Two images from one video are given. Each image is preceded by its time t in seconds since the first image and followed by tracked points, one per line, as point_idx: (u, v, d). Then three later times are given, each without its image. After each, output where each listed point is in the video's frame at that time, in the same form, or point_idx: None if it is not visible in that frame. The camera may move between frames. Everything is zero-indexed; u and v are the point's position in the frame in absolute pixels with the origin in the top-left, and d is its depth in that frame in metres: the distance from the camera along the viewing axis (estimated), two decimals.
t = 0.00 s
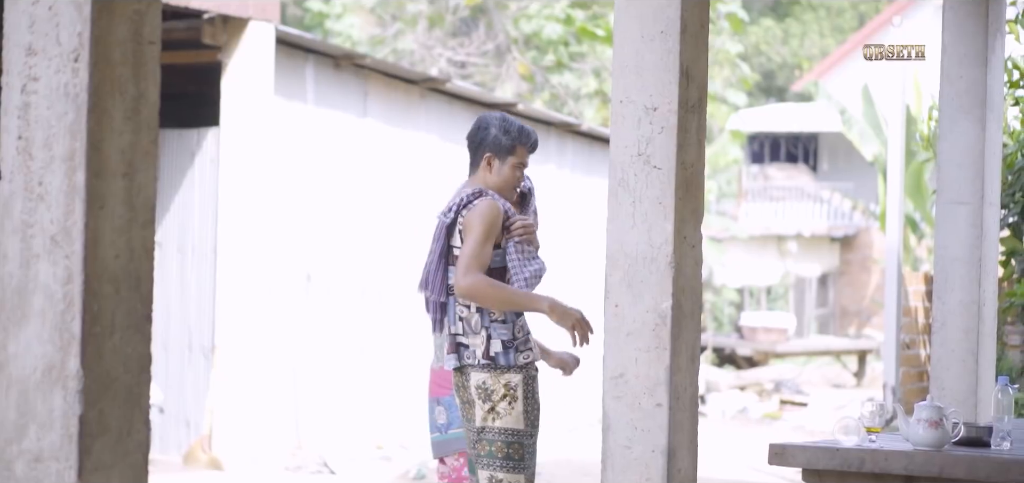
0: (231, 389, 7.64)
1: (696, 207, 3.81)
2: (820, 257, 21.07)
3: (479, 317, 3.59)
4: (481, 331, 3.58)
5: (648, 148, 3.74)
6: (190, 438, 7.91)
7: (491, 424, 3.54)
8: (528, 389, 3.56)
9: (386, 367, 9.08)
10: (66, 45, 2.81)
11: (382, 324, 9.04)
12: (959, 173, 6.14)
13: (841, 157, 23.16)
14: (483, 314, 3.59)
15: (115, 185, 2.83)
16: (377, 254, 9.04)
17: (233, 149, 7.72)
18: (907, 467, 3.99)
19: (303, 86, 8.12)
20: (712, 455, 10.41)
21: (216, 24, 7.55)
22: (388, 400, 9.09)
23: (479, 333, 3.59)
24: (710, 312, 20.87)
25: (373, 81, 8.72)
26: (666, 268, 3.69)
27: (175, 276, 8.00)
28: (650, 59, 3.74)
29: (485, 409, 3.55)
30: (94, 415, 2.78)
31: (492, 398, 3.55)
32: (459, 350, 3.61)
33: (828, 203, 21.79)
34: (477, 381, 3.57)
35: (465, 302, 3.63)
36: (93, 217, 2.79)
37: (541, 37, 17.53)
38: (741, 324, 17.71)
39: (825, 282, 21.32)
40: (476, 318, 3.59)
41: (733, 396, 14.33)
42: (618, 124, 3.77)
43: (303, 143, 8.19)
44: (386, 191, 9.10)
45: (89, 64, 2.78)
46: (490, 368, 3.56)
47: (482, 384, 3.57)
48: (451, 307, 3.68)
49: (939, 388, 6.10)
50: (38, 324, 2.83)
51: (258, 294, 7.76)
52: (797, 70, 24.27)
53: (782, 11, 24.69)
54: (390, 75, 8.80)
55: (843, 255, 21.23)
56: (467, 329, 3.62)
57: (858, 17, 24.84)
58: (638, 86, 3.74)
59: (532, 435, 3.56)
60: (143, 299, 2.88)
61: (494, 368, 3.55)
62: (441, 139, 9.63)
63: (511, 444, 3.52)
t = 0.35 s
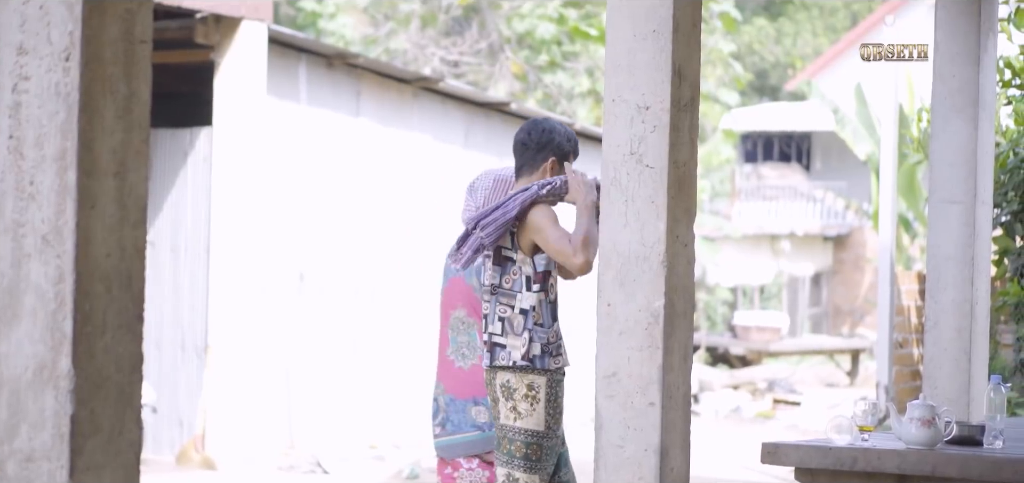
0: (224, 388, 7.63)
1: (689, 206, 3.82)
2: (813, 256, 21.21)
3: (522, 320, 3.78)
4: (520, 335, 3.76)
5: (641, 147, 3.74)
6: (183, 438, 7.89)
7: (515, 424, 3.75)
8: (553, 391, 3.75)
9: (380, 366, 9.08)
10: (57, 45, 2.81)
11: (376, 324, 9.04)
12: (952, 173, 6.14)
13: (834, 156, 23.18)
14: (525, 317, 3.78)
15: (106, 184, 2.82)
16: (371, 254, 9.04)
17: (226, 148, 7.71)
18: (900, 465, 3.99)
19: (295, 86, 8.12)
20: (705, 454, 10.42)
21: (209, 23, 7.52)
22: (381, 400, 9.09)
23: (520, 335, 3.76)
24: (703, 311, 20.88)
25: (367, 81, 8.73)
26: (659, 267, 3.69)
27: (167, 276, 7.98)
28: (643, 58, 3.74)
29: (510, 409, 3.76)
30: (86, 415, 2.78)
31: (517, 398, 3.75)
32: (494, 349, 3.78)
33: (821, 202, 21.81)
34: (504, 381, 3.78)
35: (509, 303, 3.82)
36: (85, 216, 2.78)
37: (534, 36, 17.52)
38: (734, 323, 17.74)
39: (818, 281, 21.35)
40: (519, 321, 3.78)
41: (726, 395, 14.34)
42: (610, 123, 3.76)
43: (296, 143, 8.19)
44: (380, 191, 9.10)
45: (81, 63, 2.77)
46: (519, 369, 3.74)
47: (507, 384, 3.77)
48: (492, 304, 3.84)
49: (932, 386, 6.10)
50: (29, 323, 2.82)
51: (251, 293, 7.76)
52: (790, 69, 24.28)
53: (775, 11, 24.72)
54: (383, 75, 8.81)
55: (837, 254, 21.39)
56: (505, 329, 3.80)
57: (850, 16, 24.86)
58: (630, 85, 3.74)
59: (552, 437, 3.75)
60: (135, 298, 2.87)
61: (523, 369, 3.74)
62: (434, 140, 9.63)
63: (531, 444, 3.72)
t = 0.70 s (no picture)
0: (220, 386, 7.63)
1: (685, 205, 3.82)
2: (809, 254, 21.17)
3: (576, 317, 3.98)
4: (575, 330, 3.97)
5: (637, 145, 3.74)
6: (179, 436, 7.87)
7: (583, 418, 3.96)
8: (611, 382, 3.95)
9: (375, 364, 9.08)
10: (52, 43, 2.80)
11: (371, 322, 9.04)
12: (947, 172, 6.14)
13: (829, 155, 23.21)
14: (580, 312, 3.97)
15: (102, 183, 2.82)
16: (367, 252, 9.03)
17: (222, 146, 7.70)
18: (895, 464, 3.99)
19: (291, 84, 8.13)
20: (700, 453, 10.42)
21: (204, 22, 7.53)
22: (377, 398, 9.09)
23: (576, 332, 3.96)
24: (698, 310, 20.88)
25: (361, 79, 8.73)
26: (654, 266, 3.70)
27: (162, 273, 7.96)
28: (639, 57, 3.75)
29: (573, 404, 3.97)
30: (82, 413, 2.77)
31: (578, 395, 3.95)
32: (549, 344, 3.93)
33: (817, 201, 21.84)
34: (559, 379, 3.99)
35: (561, 298, 3.99)
36: (80, 214, 2.78)
37: (530, 35, 17.51)
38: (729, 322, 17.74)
39: (814, 280, 21.36)
40: (573, 317, 3.98)
41: (722, 395, 14.34)
42: (606, 122, 3.77)
43: (291, 141, 8.19)
44: (376, 189, 9.10)
45: (76, 61, 2.77)
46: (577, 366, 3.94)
47: (563, 382, 3.99)
48: (543, 299, 4.00)
49: (928, 385, 6.10)
50: (24, 321, 2.82)
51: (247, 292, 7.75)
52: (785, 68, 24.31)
53: (770, 10, 24.78)
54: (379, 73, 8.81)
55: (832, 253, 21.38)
56: (558, 325, 3.99)
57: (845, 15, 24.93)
58: (625, 84, 3.75)
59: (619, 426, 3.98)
60: (130, 296, 2.87)
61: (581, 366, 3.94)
62: (430, 139, 9.63)
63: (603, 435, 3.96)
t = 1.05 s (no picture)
0: (217, 385, 7.62)
1: (682, 204, 3.82)
2: (806, 254, 21.18)
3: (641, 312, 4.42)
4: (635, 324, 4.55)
5: (634, 144, 3.74)
6: (176, 436, 7.84)
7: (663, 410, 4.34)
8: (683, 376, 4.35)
9: (372, 364, 9.07)
10: (49, 41, 2.80)
11: (368, 322, 9.03)
12: (945, 171, 6.15)
13: (826, 155, 23.25)
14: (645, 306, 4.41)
15: (99, 181, 2.82)
16: (364, 252, 9.02)
17: (219, 145, 7.69)
18: (893, 463, 3.98)
19: (287, 84, 8.13)
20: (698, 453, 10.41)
21: (201, 22, 7.57)
22: (374, 398, 9.08)
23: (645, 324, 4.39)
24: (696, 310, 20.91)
25: (358, 79, 8.73)
26: (652, 264, 3.69)
27: (159, 273, 7.95)
28: (637, 55, 3.74)
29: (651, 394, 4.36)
30: (79, 411, 2.77)
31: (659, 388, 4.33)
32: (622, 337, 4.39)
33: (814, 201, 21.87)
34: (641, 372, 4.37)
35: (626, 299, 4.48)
36: (78, 212, 2.78)
37: (527, 35, 17.52)
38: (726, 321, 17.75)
39: (811, 279, 21.38)
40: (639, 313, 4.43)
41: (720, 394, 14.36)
42: (603, 121, 3.77)
43: (288, 141, 8.18)
44: (373, 189, 9.09)
45: (73, 59, 2.77)
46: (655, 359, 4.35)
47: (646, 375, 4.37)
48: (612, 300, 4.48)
49: (925, 385, 6.11)
50: (22, 320, 2.81)
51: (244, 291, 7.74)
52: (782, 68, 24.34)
53: (767, 10, 24.83)
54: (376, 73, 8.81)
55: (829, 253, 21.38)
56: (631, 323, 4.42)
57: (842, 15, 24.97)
58: (623, 83, 3.75)
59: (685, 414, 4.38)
60: (128, 294, 2.87)
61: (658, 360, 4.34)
62: (427, 139, 9.63)
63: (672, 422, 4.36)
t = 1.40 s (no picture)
0: (213, 385, 7.61)
1: (678, 203, 3.82)
2: (803, 254, 21.25)
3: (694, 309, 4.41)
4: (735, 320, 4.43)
5: (630, 144, 3.74)
6: (172, 436, 7.83)
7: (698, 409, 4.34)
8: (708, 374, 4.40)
9: (369, 363, 9.06)
10: (45, 39, 2.79)
11: (365, 321, 9.02)
12: (942, 170, 6.15)
13: (823, 155, 23.29)
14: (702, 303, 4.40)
15: (95, 181, 2.81)
16: (361, 251, 9.01)
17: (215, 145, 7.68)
18: (889, 463, 3.98)
19: (284, 83, 8.12)
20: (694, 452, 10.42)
21: (198, 21, 7.50)
22: (370, 398, 9.07)
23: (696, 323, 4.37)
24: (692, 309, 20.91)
25: (355, 79, 8.72)
26: (648, 263, 3.69)
27: (155, 273, 7.93)
28: (634, 55, 3.74)
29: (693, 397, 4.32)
30: (74, 411, 2.76)
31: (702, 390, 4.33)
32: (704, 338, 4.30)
33: (811, 201, 21.89)
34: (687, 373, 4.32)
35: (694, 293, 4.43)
36: (74, 212, 2.77)
37: (524, 34, 17.53)
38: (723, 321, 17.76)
39: (808, 279, 21.40)
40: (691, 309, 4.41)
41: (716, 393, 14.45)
42: (600, 120, 3.77)
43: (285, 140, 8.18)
44: (369, 188, 9.08)
45: (70, 58, 2.76)
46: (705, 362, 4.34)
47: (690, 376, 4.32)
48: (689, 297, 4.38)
49: (922, 384, 6.11)
50: (17, 319, 2.81)
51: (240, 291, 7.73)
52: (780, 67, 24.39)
53: (764, 10, 24.88)
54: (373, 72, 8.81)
55: (826, 253, 21.36)
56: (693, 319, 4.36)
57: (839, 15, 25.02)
58: (619, 82, 3.75)
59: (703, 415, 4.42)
60: (124, 293, 2.86)
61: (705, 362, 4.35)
62: (424, 138, 9.63)
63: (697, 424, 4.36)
